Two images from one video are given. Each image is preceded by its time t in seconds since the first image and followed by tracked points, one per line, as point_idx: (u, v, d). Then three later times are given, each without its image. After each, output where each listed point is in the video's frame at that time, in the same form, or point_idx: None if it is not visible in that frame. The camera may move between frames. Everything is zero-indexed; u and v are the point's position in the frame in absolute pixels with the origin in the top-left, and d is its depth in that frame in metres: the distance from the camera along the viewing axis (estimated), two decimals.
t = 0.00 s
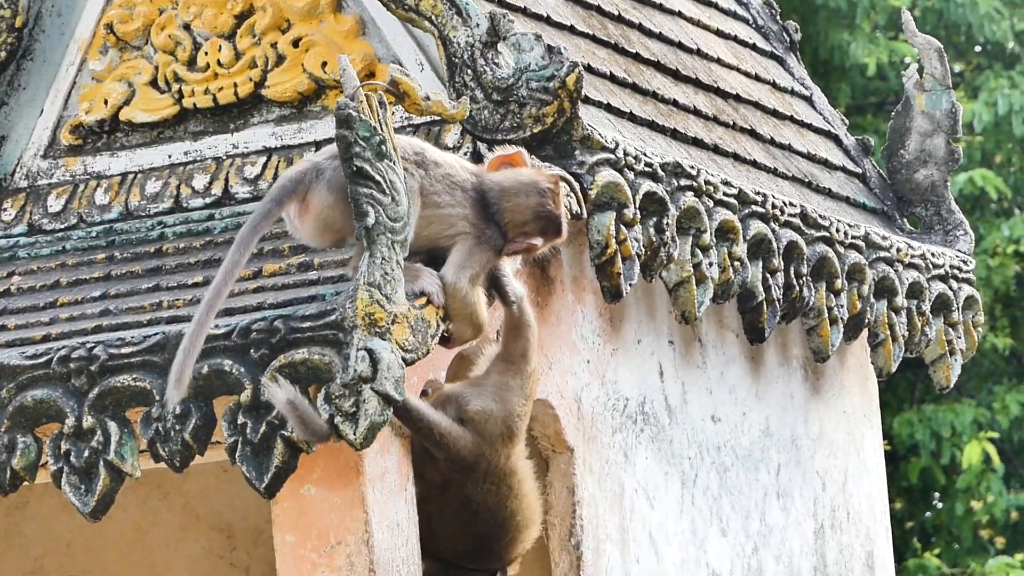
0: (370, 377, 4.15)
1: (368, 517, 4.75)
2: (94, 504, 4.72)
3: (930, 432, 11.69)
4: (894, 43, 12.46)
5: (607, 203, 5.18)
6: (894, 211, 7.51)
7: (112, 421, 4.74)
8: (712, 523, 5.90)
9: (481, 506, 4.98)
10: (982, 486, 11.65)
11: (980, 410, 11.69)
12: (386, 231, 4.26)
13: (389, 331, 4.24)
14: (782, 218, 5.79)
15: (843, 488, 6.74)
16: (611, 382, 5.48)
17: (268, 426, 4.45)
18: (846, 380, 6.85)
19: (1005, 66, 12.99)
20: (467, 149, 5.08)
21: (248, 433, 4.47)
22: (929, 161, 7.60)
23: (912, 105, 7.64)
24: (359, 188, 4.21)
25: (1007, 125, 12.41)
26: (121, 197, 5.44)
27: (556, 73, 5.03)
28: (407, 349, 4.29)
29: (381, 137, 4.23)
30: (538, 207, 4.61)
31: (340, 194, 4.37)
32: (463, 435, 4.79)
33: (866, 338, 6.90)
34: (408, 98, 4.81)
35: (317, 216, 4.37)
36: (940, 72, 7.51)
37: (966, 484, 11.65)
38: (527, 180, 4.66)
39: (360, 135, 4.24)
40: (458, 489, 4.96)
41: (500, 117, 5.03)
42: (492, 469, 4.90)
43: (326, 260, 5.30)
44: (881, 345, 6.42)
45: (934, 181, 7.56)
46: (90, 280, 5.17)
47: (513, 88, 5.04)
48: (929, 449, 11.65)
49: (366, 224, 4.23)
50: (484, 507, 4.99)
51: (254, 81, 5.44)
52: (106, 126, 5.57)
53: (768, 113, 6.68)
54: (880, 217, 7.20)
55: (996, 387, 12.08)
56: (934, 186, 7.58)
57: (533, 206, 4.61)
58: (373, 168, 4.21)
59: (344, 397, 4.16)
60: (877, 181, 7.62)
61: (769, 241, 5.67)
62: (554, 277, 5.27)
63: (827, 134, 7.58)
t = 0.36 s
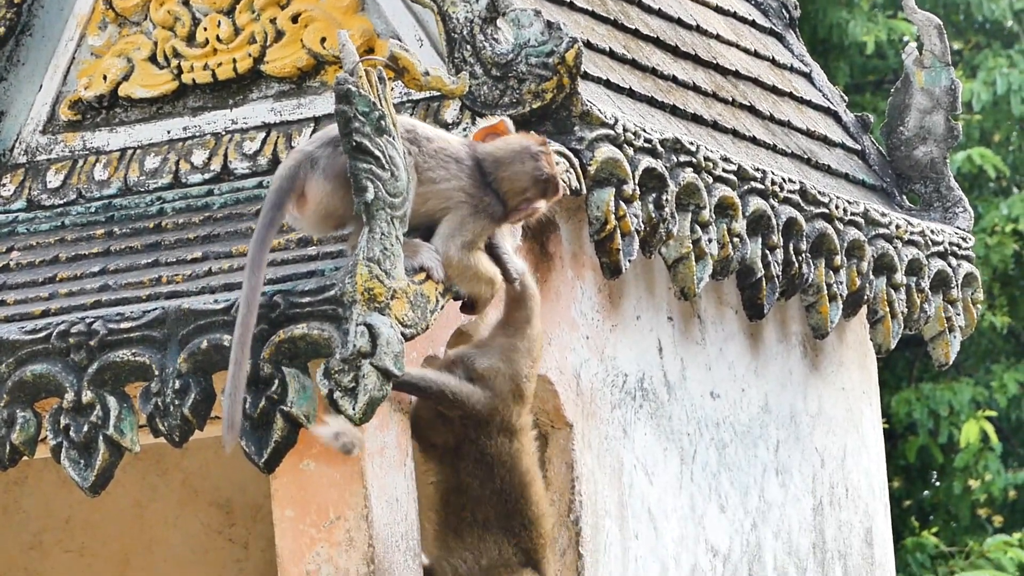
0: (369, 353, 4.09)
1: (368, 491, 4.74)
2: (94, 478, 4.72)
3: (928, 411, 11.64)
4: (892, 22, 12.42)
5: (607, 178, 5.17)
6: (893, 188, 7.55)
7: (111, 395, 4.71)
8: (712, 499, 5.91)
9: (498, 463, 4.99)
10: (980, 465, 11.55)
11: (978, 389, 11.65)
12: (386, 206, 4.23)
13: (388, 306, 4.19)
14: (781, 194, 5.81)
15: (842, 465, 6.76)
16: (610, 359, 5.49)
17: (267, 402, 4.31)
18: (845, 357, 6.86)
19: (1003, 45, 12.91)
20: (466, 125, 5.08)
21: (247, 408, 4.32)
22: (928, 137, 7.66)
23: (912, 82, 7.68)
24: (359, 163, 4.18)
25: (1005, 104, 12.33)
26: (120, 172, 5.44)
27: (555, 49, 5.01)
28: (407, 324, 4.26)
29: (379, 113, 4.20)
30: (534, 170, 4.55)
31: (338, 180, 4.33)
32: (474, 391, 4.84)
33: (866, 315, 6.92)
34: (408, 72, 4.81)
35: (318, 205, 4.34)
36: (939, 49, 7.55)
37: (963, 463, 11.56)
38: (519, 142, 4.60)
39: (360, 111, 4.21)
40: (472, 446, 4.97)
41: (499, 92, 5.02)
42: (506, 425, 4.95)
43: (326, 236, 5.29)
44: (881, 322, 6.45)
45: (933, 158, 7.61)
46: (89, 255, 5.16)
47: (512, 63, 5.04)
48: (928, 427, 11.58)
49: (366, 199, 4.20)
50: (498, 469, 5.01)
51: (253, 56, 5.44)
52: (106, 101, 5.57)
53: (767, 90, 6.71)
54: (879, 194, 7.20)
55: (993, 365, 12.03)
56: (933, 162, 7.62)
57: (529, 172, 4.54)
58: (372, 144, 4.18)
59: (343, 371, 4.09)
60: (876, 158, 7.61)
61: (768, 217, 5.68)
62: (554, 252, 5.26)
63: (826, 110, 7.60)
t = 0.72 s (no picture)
0: (372, 330, 4.07)
1: (371, 468, 4.79)
2: (98, 456, 4.78)
3: (930, 388, 11.69)
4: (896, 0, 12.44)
5: (611, 155, 5.17)
6: (895, 165, 7.54)
7: (115, 372, 4.74)
8: (714, 477, 5.92)
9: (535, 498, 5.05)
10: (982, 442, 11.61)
11: (980, 366, 11.63)
12: (389, 183, 4.22)
13: (392, 284, 4.17)
14: (785, 171, 5.81)
15: (844, 442, 6.78)
16: (613, 335, 5.49)
17: (270, 378, 4.33)
18: (848, 334, 6.87)
19: (1006, 24, 12.96)
20: (470, 101, 5.09)
21: (251, 384, 4.35)
22: (931, 115, 7.65)
23: (915, 60, 7.71)
24: (361, 140, 4.17)
25: (1009, 82, 12.39)
26: (124, 149, 5.45)
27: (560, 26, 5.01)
28: (411, 300, 4.24)
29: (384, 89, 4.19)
30: (529, 135, 4.57)
31: (342, 158, 4.32)
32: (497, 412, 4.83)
33: (868, 293, 6.94)
34: (412, 49, 4.77)
35: (323, 183, 4.33)
36: (943, 27, 7.58)
37: (965, 441, 11.62)
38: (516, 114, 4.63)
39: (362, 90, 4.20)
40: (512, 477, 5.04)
41: (503, 68, 5.01)
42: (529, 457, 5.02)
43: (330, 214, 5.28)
44: (883, 300, 6.47)
45: (937, 136, 7.57)
46: (93, 231, 5.18)
47: (517, 40, 5.03)
48: (930, 405, 11.65)
49: (370, 176, 4.19)
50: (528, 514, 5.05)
51: (257, 33, 5.44)
52: (110, 78, 5.57)
53: (771, 68, 6.71)
54: (881, 171, 7.20)
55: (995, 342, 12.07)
56: (937, 140, 7.59)
57: (519, 131, 4.57)
58: (376, 120, 4.16)
59: (347, 348, 4.08)
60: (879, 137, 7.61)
61: (771, 195, 5.70)
62: (557, 229, 5.26)
63: (830, 89, 7.60)
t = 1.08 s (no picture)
0: (390, 303, 4.59)
1: (388, 428, 5.30)
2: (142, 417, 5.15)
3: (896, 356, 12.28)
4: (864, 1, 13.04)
5: (605, 144, 5.71)
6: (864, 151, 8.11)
7: (157, 341, 5.12)
8: (700, 436, 6.51)
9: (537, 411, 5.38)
10: (942, 406, 12.22)
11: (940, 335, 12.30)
12: (405, 168, 4.77)
13: (407, 260, 4.71)
14: (764, 158, 6.38)
15: (818, 404, 7.43)
16: (608, 307, 6.05)
17: (297, 346, 4.82)
18: (821, 306, 7.50)
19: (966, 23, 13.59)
20: (477, 95, 5.63)
21: (279, 351, 4.85)
22: (898, 107, 8.20)
23: (882, 56, 8.26)
24: (380, 131, 4.71)
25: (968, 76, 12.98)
26: (164, 138, 5.98)
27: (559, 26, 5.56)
28: (425, 276, 4.78)
29: (399, 84, 4.73)
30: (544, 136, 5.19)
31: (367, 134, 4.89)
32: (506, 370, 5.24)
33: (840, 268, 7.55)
34: (425, 48, 5.33)
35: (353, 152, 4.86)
36: (908, 26, 8.15)
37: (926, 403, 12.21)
38: (529, 117, 5.25)
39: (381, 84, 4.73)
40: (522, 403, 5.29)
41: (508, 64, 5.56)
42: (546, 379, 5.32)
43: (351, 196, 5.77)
44: (853, 275, 7.07)
45: (903, 125, 8.16)
46: (137, 214, 5.68)
47: (520, 39, 5.59)
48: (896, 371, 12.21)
49: (387, 163, 4.74)
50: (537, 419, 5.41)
51: (284, 33, 5.99)
52: (151, 73, 6.12)
53: (752, 64, 7.29)
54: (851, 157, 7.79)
55: (955, 315, 12.73)
56: (902, 129, 8.17)
57: (535, 131, 5.19)
58: (392, 112, 4.71)
59: (366, 319, 4.59)
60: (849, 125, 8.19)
61: (752, 179, 6.26)
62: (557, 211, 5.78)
63: (806, 82, 8.19)
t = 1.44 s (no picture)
0: (392, 279, 4.71)
1: (392, 401, 5.26)
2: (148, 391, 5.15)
3: (892, 327, 12.47)
4: None
5: (604, 121, 5.74)
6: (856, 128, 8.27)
7: (163, 317, 5.11)
8: (698, 407, 6.70)
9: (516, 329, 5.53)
10: (937, 375, 12.46)
11: (935, 307, 12.54)
12: (406, 146, 4.74)
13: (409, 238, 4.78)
14: (759, 134, 6.51)
15: (814, 375, 7.70)
16: (607, 281, 6.17)
17: (302, 322, 4.85)
18: (818, 278, 7.78)
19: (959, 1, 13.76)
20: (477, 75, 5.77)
21: (284, 327, 4.88)
22: (891, 84, 8.30)
23: (875, 34, 8.33)
24: (382, 107, 4.71)
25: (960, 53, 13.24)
26: (169, 118, 6.07)
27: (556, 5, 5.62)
28: (426, 252, 4.88)
29: (401, 64, 4.72)
30: (566, 132, 5.45)
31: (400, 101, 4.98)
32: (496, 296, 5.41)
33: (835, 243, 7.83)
34: (425, 28, 5.39)
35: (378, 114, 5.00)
36: (899, 4, 8.22)
37: (922, 373, 12.44)
38: (552, 108, 5.47)
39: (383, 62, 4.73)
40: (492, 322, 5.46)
41: (506, 44, 5.67)
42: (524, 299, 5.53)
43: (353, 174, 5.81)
44: (848, 248, 7.31)
45: (895, 101, 8.26)
46: (142, 192, 5.76)
47: (518, 19, 5.66)
48: (891, 342, 12.43)
49: (390, 140, 4.71)
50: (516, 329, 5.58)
51: (287, 14, 6.11)
52: (156, 54, 6.23)
53: (747, 41, 7.51)
54: (845, 134, 7.98)
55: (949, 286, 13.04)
56: (895, 105, 8.27)
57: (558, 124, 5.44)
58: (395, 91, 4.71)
59: (370, 295, 4.73)
60: (843, 102, 8.43)
61: (747, 155, 6.39)
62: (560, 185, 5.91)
63: (802, 60, 8.46)
